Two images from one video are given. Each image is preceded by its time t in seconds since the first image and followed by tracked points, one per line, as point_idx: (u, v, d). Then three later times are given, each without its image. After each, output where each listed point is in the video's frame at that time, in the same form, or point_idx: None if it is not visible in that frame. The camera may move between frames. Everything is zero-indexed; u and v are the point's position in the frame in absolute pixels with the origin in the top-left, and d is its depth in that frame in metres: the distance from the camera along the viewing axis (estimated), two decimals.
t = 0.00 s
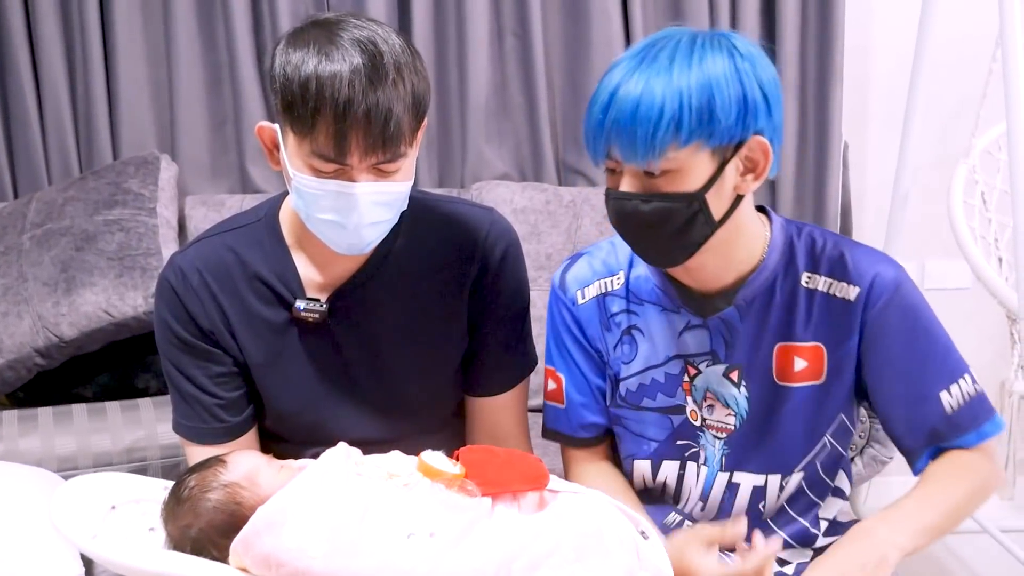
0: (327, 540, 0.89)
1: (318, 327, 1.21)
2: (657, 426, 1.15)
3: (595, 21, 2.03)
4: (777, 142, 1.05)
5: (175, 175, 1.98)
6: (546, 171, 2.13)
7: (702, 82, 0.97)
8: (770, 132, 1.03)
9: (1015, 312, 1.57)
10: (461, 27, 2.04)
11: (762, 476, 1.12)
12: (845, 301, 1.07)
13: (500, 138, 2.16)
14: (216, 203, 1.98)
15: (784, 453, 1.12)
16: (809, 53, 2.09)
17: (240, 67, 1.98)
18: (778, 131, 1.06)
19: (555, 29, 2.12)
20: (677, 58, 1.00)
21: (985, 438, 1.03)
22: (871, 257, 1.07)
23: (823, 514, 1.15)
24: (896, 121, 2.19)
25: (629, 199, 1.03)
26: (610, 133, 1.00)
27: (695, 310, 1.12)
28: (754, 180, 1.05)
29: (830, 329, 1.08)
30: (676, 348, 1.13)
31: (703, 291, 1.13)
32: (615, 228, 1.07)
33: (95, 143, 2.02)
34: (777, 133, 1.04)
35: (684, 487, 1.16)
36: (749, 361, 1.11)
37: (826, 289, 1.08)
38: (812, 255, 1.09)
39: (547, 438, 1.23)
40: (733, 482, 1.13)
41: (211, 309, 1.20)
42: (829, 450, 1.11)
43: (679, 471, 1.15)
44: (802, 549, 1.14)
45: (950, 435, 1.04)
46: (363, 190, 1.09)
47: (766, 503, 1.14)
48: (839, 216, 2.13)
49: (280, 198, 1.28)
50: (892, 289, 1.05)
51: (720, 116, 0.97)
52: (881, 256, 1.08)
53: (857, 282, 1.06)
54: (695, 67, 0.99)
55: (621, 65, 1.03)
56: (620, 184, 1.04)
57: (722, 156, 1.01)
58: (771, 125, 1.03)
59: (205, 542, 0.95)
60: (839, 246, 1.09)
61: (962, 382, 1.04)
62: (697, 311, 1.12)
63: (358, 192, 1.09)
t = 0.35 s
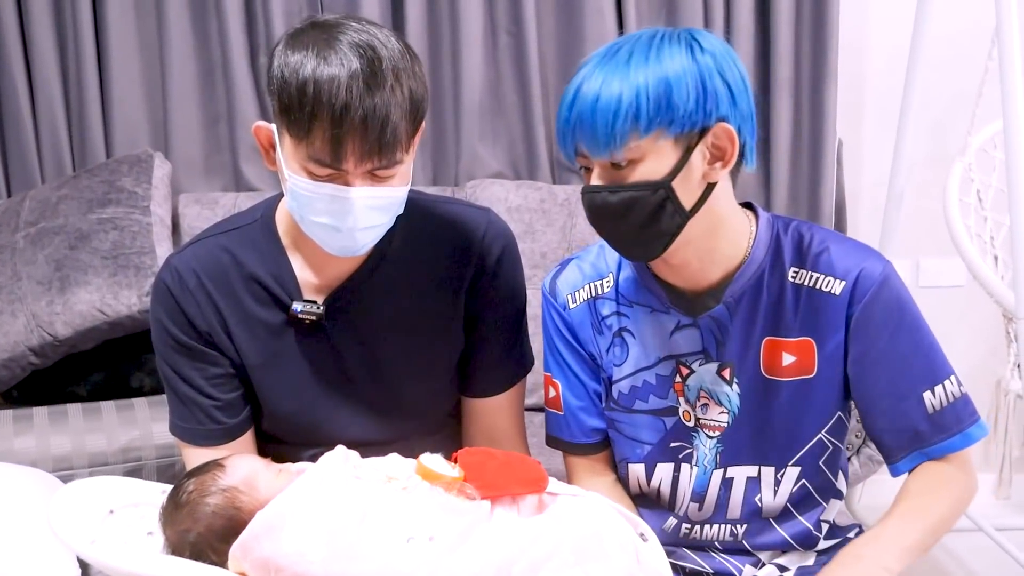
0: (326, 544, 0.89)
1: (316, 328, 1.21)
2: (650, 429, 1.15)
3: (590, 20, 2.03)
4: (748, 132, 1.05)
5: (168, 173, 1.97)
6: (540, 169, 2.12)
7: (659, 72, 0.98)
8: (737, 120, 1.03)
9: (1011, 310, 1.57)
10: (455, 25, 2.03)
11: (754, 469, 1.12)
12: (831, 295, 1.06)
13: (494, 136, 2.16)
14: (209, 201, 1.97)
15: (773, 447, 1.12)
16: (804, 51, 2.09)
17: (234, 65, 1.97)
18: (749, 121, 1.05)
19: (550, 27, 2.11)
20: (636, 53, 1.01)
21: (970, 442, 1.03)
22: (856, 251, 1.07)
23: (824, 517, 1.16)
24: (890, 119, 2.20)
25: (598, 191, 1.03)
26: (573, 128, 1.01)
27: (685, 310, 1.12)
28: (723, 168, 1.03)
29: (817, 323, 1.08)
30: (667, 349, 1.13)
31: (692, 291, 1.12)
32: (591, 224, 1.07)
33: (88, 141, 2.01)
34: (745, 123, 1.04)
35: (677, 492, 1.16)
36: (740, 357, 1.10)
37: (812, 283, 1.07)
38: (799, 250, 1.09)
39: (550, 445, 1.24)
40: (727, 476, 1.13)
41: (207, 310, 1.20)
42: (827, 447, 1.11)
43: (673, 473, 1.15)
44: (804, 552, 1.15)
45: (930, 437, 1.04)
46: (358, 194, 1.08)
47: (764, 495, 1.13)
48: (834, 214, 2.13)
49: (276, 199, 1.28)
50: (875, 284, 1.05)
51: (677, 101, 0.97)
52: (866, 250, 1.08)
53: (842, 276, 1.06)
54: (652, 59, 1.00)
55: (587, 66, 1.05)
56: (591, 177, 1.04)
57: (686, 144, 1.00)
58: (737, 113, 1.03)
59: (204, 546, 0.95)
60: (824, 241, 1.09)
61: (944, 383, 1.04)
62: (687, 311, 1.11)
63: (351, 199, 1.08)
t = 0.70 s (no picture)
0: (321, 535, 0.89)
1: (307, 323, 1.21)
2: (644, 430, 1.15)
3: (582, 17, 2.03)
4: (744, 139, 1.03)
5: (160, 171, 1.96)
6: (533, 167, 2.13)
7: (649, 84, 0.96)
8: (732, 129, 1.01)
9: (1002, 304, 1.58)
10: (447, 22, 2.03)
11: (751, 476, 1.13)
12: (826, 299, 1.05)
13: (486, 134, 2.16)
14: (201, 198, 1.97)
15: (770, 453, 1.12)
16: (796, 49, 2.09)
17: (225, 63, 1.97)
18: (744, 128, 1.03)
19: (541, 23, 2.12)
20: (625, 62, 0.98)
21: (944, 460, 1.02)
22: (853, 253, 1.05)
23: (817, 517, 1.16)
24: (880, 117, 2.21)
25: (590, 210, 1.02)
26: (562, 143, 0.99)
27: (679, 314, 1.11)
28: (718, 181, 1.01)
29: (811, 326, 1.06)
30: (660, 353, 1.13)
31: (685, 295, 1.11)
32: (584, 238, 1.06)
33: (78, 138, 2.00)
34: (740, 131, 1.02)
35: (671, 492, 1.17)
36: (735, 362, 1.10)
37: (806, 287, 1.06)
38: (794, 252, 1.08)
39: (541, 445, 1.24)
40: (725, 482, 1.13)
41: (197, 307, 1.20)
42: (821, 452, 1.12)
43: (668, 475, 1.15)
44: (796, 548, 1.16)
45: (901, 453, 1.02)
46: (393, 138, 1.11)
47: (760, 501, 1.14)
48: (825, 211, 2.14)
49: (266, 195, 1.28)
50: (868, 289, 1.03)
51: (669, 118, 0.96)
52: (864, 252, 1.06)
53: (838, 280, 1.04)
54: (641, 70, 0.97)
55: (575, 74, 1.02)
56: (583, 196, 1.04)
57: (680, 158, 0.98)
58: (731, 122, 1.00)
59: (197, 537, 0.95)
60: (822, 243, 1.07)
61: (921, 397, 1.02)
62: (680, 315, 1.11)
63: (387, 148, 1.10)
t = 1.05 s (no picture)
0: (317, 534, 0.89)
1: (304, 321, 1.21)
2: (646, 440, 1.15)
3: (580, 20, 2.04)
4: (763, 168, 0.98)
5: (160, 172, 1.97)
6: (532, 169, 2.13)
7: (670, 103, 0.90)
8: (752, 158, 0.96)
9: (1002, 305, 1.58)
10: (446, 25, 2.04)
11: (752, 497, 1.12)
12: (833, 327, 1.01)
13: (485, 136, 2.16)
14: (201, 200, 1.97)
15: (774, 481, 1.10)
16: (794, 51, 2.10)
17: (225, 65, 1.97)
18: (765, 156, 0.97)
19: (540, 25, 2.12)
20: (647, 77, 0.93)
21: (918, 507, 0.98)
22: (868, 278, 1.00)
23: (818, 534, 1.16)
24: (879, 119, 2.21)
25: (594, 230, 1.01)
26: (573, 156, 0.95)
27: (683, 330, 1.09)
28: (731, 212, 0.98)
29: (818, 352, 1.03)
30: (665, 366, 1.12)
31: (693, 312, 1.09)
32: (585, 253, 1.05)
33: (80, 140, 2.01)
34: (761, 159, 0.97)
35: (671, 498, 1.17)
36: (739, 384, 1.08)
37: (815, 312, 1.02)
38: (806, 275, 1.04)
39: (541, 443, 1.24)
40: (724, 502, 1.13)
41: (192, 307, 1.20)
42: (818, 477, 1.11)
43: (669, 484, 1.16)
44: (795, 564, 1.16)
45: (867, 493, 0.99)
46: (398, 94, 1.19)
47: (759, 525, 1.14)
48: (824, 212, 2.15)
49: (257, 196, 1.29)
50: (877, 319, 0.98)
51: (687, 145, 0.91)
52: (882, 277, 1.01)
53: (847, 309, 1.00)
54: (664, 87, 0.91)
55: (592, 78, 0.96)
56: (587, 213, 1.02)
57: (693, 187, 0.95)
58: (752, 151, 0.95)
59: (194, 535, 0.95)
60: (836, 265, 1.02)
61: (907, 439, 0.98)
62: (683, 331, 1.09)
63: (391, 99, 1.18)
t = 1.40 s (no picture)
0: (326, 542, 0.89)
1: (313, 327, 1.21)
2: (657, 450, 1.15)
3: (589, 26, 2.04)
4: (780, 183, 0.98)
5: (171, 180, 1.97)
6: (541, 176, 2.13)
7: (695, 105, 0.90)
8: (770, 169, 0.96)
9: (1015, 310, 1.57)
10: (455, 32, 2.04)
11: (762, 510, 1.11)
12: (844, 338, 1.00)
13: (494, 142, 2.16)
14: (211, 208, 1.98)
15: (782, 494, 1.10)
16: (804, 56, 2.09)
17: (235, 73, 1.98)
18: (783, 169, 0.97)
19: (549, 32, 2.12)
20: (673, 78, 0.92)
21: (931, 521, 0.97)
22: (882, 289, 0.99)
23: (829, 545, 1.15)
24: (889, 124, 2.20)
25: (604, 228, 1.00)
26: (590, 147, 0.94)
27: (693, 339, 1.08)
28: (744, 222, 0.98)
29: (829, 364, 1.02)
30: (674, 376, 1.11)
31: (703, 320, 1.09)
32: (592, 251, 1.04)
33: (91, 148, 2.02)
34: (779, 171, 0.97)
35: (682, 507, 1.17)
36: (749, 395, 1.07)
37: (828, 323, 1.01)
38: (818, 284, 1.03)
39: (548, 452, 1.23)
40: (734, 514, 1.12)
41: (203, 314, 1.21)
42: (828, 489, 1.10)
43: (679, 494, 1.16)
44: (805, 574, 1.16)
45: (878, 507, 0.98)
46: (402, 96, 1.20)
47: (770, 536, 1.13)
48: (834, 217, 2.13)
49: (265, 204, 1.29)
50: (892, 330, 0.96)
51: (708, 148, 0.90)
52: (897, 288, 1.00)
53: (858, 320, 0.99)
54: (690, 89, 0.91)
55: (615, 75, 0.96)
56: (597, 211, 1.01)
57: (709, 193, 0.94)
58: (771, 162, 0.95)
59: (203, 543, 0.95)
60: (850, 275, 1.01)
61: (921, 453, 0.97)
62: (694, 340, 1.08)
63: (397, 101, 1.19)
